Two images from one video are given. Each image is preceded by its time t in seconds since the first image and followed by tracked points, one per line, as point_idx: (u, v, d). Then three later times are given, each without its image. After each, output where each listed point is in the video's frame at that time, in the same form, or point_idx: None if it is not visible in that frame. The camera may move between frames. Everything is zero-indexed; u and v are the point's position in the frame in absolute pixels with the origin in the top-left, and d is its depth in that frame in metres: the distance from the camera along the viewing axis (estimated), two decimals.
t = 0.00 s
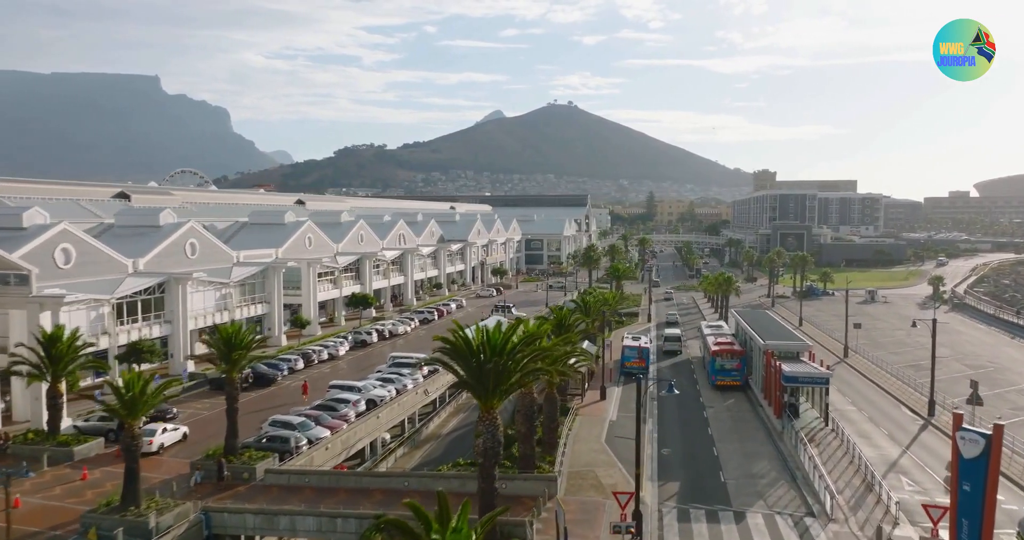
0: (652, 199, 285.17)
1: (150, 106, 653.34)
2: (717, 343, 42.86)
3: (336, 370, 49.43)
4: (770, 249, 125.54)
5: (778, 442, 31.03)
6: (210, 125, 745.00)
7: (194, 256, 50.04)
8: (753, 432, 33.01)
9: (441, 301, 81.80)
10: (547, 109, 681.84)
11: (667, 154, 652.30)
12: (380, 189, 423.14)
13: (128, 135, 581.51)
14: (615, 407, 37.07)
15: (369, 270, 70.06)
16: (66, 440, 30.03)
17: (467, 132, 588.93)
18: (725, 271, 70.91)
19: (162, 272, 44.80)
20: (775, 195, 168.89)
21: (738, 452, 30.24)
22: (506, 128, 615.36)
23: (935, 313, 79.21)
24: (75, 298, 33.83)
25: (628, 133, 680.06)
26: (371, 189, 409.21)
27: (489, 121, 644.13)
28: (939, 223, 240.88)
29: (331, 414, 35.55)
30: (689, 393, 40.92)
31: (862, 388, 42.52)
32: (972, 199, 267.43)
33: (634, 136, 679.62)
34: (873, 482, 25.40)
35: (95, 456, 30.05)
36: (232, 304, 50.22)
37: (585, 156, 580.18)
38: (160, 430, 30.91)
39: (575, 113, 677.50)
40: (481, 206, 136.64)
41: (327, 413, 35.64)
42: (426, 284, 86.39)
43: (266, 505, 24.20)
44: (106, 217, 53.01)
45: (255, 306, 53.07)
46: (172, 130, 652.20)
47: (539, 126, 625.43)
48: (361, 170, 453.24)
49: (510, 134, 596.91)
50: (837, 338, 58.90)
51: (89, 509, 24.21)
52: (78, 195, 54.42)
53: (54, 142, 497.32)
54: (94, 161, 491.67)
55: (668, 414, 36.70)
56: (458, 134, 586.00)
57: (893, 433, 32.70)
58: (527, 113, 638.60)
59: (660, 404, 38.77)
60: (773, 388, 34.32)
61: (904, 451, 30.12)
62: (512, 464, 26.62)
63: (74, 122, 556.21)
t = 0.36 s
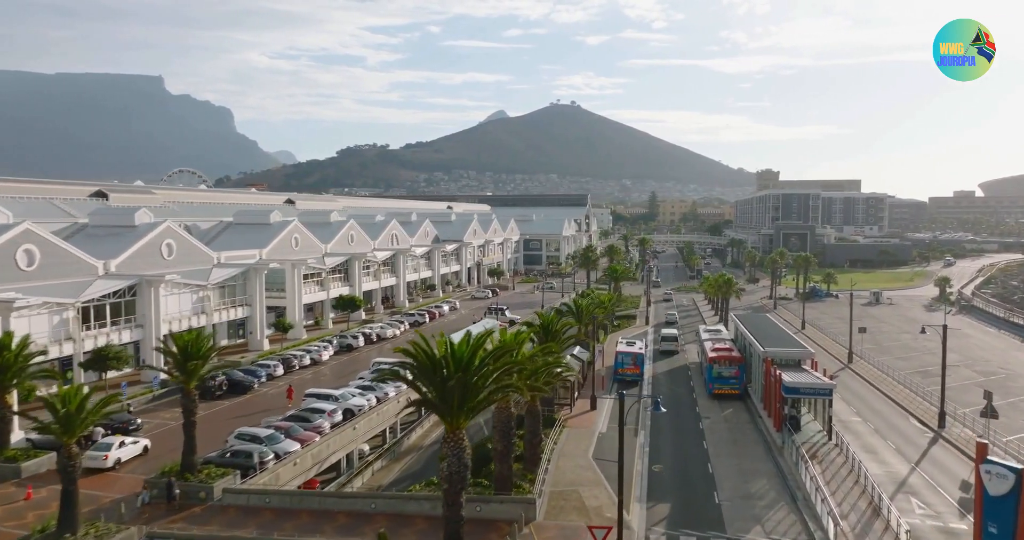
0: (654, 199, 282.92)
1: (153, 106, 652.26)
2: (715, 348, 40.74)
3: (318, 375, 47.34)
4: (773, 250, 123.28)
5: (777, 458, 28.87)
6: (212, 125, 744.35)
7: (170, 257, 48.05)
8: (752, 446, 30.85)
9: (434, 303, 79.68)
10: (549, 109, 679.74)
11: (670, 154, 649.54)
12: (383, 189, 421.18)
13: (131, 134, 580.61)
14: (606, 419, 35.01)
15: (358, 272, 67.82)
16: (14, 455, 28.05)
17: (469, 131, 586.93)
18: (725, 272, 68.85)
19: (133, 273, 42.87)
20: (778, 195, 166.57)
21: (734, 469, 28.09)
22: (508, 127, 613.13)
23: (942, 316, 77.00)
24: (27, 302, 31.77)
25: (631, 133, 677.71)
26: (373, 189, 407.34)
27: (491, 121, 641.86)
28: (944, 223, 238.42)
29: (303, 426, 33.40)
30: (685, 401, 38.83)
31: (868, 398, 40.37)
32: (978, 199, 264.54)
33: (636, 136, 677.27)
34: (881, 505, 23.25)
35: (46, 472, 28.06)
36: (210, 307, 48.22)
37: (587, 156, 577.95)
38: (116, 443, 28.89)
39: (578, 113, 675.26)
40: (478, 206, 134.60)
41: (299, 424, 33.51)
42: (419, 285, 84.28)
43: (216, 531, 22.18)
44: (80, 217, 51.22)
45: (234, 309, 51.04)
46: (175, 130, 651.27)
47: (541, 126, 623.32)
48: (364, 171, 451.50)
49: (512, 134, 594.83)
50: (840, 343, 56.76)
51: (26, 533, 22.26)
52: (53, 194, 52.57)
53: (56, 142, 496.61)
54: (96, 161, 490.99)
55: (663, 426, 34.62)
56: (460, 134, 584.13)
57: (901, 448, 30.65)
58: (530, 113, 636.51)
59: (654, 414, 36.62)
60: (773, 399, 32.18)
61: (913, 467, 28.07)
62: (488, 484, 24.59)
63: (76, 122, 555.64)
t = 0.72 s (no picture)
0: (657, 199, 280.62)
1: (155, 105, 651.84)
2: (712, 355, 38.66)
3: (298, 382, 45.29)
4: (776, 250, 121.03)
5: (778, 478, 26.76)
6: (215, 125, 743.60)
7: (145, 260, 46.12)
8: (751, 464, 28.70)
9: (427, 305, 77.64)
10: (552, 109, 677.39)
11: (673, 154, 646.64)
12: (386, 189, 419.32)
13: (133, 134, 579.55)
14: (596, 431, 32.96)
15: (347, 274, 65.92)
16: None
17: (471, 131, 585.67)
18: (726, 274, 66.75)
19: (102, 276, 40.92)
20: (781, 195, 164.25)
21: (731, 489, 26.02)
22: (510, 127, 610.85)
23: (949, 319, 74.80)
24: None
25: (633, 133, 675.30)
26: (375, 189, 405.23)
27: (494, 121, 639.90)
28: (949, 223, 235.98)
29: (273, 440, 31.30)
30: (679, 412, 36.80)
31: (874, 408, 38.25)
32: (983, 198, 261.56)
33: (639, 135, 674.93)
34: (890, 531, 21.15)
35: None
36: (185, 311, 46.25)
37: (590, 156, 575.64)
38: (67, 460, 26.92)
39: (580, 113, 673.05)
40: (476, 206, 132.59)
41: (269, 437, 31.41)
42: (412, 287, 82.26)
43: None
44: (53, 217, 49.45)
45: (213, 313, 49.07)
46: (176, 130, 649.98)
47: (543, 126, 621.16)
48: (367, 171, 449.72)
49: (514, 134, 592.75)
50: (845, 348, 54.59)
51: None
52: (26, 194, 50.67)
53: (58, 141, 495.88)
54: (99, 161, 490.20)
55: (655, 440, 32.59)
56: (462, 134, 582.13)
57: (911, 466, 28.56)
58: (532, 113, 634.33)
59: (648, 428, 34.54)
60: (773, 411, 30.07)
61: (925, 488, 25.98)
62: (460, 508, 22.56)
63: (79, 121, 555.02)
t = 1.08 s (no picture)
0: (659, 199, 278.59)
1: (157, 105, 651.19)
2: (709, 363, 36.71)
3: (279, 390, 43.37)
4: (778, 251, 119.05)
5: (778, 499, 24.87)
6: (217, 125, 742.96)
7: (121, 262, 44.40)
8: (750, 482, 26.78)
9: (420, 307, 75.84)
10: (554, 109, 675.33)
11: (675, 154, 644.26)
12: (387, 189, 417.46)
13: (135, 133, 579.06)
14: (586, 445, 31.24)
15: (336, 275, 64.17)
16: None
17: (473, 132, 583.89)
18: (726, 276, 64.88)
19: (72, 279, 39.17)
20: (784, 195, 162.19)
21: (727, 511, 24.14)
22: (512, 127, 608.84)
23: (956, 322, 72.79)
24: None
25: (636, 133, 673.03)
26: (377, 189, 403.60)
27: (496, 121, 638.17)
28: (954, 223, 233.71)
29: (241, 454, 29.37)
30: (674, 423, 34.95)
31: (881, 419, 36.29)
32: (988, 198, 259.02)
33: (641, 135, 672.85)
34: None
35: None
36: (162, 315, 44.56)
37: (592, 156, 573.62)
38: (15, 478, 25.08)
39: (583, 113, 670.94)
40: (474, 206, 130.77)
41: (236, 451, 29.50)
42: (405, 289, 80.46)
43: None
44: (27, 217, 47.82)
45: (192, 317, 47.29)
46: (179, 130, 649.49)
47: (545, 126, 619.22)
48: (369, 171, 448.17)
49: (516, 134, 590.87)
50: (849, 354, 52.62)
51: None
52: None
53: (60, 141, 494.99)
54: (100, 161, 489.15)
55: (648, 454, 30.81)
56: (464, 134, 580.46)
57: (922, 485, 26.62)
58: (534, 114, 632.37)
59: (641, 442, 32.58)
60: (774, 425, 28.12)
61: (937, 510, 24.11)
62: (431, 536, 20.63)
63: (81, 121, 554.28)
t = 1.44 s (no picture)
0: (661, 200, 276.34)
1: (160, 105, 650.41)
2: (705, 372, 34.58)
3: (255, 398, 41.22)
4: (781, 252, 116.94)
5: (775, 525, 22.85)
6: (219, 125, 742.25)
7: (92, 264, 42.36)
8: (745, 504, 24.73)
9: (412, 310, 73.80)
10: (557, 109, 673.09)
11: (678, 154, 641.78)
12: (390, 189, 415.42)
13: (137, 133, 578.18)
14: (573, 462, 29.22)
15: (323, 277, 62.14)
16: None
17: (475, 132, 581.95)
18: (726, 279, 62.78)
19: (34, 282, 37.11)
20: (787, 194, 159.92)
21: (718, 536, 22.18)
22: (514, 126, 606.93)
23: (965, 325, 70.60)
24: None
25: (639, 133, 670.63)
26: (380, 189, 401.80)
27: (498, 121, 636.23)
28: (959, 223, 231.27)
29: (200, 472, 27.22)
30: (669, 437, 32.75)
31: (888, 432, 34.09)
32: (993, 198, 256.28)
33: (644, 135, 670.55)
34: None
35: None
36: (134, 320, 42.55)
37: (594, 156, 571.51)
38: None
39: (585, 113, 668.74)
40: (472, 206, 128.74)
41: (195, 469, 27.38)
42: (398, 291, 78.45)
43: None
44: None
45: (167, 321, 45.27)
46: (181, 129, 648.70)
47: (548, 125, 617.16)
48: (372, 171, 446.35)
49: (518, 134, 588.89)
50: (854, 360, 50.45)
51: None
52: None
53: (62, 141, 494.05)
54: (103, 161, 488.19)
55: (639, 471, 28.67)
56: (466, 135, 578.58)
57: (935, 508, 24.50)
58: (536, 114, 630.48)
59: (633, 456, 30.41)
60: (774, 441, 26.01)
61: (954, 538, 21.99)
62: None
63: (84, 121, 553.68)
